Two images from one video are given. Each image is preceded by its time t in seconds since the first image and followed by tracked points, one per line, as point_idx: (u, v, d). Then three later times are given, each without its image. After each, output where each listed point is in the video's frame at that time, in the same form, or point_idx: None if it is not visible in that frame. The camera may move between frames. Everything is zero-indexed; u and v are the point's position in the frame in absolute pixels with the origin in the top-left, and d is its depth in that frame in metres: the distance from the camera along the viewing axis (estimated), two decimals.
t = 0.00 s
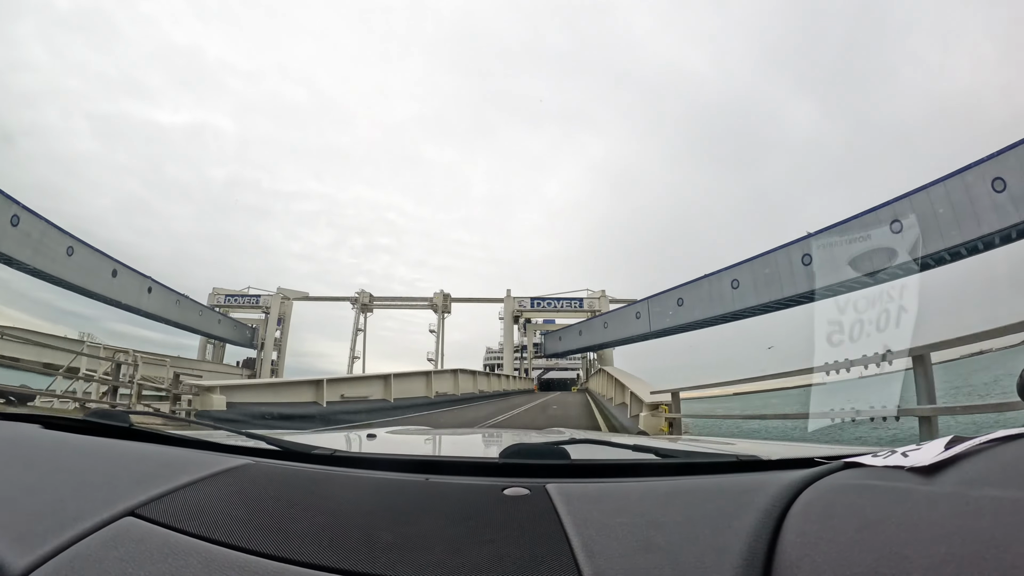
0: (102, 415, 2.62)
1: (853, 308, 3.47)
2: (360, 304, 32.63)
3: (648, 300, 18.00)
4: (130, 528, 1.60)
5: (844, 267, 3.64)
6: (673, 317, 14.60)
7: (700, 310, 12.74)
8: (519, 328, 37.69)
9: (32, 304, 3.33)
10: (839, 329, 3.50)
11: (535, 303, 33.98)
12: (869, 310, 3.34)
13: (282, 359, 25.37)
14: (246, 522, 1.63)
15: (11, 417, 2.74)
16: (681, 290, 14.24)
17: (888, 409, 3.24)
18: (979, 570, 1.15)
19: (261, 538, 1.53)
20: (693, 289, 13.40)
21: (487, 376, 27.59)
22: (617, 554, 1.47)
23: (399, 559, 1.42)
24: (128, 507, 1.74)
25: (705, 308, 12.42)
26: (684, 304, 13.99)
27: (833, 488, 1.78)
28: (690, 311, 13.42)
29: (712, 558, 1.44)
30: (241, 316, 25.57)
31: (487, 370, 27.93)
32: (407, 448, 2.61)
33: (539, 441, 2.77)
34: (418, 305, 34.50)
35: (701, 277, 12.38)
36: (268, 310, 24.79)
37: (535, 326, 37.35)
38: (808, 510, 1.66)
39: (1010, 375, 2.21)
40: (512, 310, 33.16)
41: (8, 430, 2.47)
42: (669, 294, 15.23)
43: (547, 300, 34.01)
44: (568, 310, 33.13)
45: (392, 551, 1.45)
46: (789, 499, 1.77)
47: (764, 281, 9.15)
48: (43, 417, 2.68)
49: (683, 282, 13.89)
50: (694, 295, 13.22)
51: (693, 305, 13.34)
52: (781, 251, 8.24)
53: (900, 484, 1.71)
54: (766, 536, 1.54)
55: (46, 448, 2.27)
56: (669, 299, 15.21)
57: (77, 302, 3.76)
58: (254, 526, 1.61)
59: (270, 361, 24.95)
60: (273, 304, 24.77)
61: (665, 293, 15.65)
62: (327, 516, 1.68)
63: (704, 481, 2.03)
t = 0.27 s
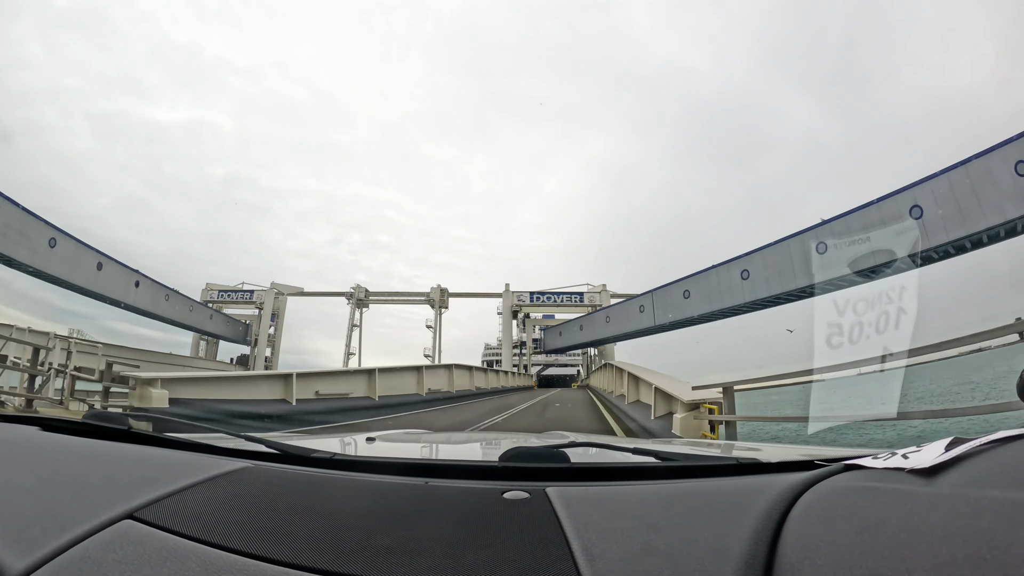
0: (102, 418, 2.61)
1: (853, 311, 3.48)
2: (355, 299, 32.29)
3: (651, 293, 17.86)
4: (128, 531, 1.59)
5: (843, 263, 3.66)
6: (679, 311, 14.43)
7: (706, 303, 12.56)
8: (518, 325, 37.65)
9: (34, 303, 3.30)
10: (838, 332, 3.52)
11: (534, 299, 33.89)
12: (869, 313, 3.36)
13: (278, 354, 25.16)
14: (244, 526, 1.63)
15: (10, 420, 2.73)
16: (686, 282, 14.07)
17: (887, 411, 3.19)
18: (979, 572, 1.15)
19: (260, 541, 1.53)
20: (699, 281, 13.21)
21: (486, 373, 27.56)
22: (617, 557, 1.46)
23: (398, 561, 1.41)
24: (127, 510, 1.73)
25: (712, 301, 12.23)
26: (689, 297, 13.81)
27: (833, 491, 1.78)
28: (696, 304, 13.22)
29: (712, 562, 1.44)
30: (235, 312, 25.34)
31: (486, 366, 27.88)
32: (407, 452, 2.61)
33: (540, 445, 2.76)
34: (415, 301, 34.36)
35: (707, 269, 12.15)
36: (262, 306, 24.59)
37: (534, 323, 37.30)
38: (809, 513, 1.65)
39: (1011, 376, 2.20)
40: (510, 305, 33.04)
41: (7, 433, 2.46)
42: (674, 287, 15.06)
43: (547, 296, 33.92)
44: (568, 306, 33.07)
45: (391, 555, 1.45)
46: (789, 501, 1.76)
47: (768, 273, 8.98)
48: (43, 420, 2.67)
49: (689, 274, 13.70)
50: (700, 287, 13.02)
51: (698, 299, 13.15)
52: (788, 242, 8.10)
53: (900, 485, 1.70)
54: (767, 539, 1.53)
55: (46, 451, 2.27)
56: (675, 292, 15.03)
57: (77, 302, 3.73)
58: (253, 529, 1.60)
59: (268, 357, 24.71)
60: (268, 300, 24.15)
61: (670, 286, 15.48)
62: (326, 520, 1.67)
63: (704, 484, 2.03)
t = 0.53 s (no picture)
0: (103, 424, 2.60)
1: (854, 312, 3.55)
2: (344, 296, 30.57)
3: (653, 287, 17.72)
4: (129, 537, 1.59)
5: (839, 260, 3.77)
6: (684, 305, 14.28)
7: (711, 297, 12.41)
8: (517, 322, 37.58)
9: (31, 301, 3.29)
10: (839, 333, 3.57)
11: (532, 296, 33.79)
12: (869, 314, 3.43)
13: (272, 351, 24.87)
14: (245, 532, 1.62)
15: (11, 425, 2.72)
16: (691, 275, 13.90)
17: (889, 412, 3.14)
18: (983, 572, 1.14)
19: (261, 547, 1.52)
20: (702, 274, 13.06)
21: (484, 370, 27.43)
22: (619, 562, 1.46)
23: (399, 566, 1.41)
24: (128, 516, 1.73)
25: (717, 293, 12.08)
26: (693, 291, 13.68)
27: (836, 493, 1.77)
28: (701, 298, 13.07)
29: (713, 565, 1.43)
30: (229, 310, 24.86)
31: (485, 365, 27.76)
32: (407, 457, 2.59)
33: (541, 449, 2.76)
34: (411, 298, 34.20)
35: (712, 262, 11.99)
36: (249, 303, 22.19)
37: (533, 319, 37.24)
38: (812, 515, 1.65)
39: (1010, 376, 2.19)
40: (507, 302, 32.93)
41: (8, 438, 2.45)
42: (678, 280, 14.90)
43: (546, 293, 33.81)
44: (566, 302, 32.99)
45: (393, 560, 1.44)
46: (791, 503, 1.76)
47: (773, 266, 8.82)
48: (41, 426, 2.66)
49: (693, 268, 13.55)
50: (705, 280, 12.86)
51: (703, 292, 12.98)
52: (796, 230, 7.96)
53: (902, 486, 1.70)
54: (770, 542, 1.53)
55: (47, 456, 2.26)
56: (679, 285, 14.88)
57: (75, 302, 3.73)
58: (254, 535, 1.60)
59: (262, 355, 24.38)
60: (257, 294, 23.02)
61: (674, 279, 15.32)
62: (326, 526, 1.67)
63: (707, 487, 2.02)
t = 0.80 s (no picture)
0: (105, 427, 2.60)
1: (858, 315, 3.41)
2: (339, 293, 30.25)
3: (655, 283, 17.57)
4: (131, 540, 1.58)
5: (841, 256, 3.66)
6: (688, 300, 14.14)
7: (717, 291, 12.26)
8: (516, 320, 37.50)
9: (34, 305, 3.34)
10: (844, 336, 3.44)
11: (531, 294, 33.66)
12: (874, 317, 3.32)
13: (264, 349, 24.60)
14: (247, 536, 1.61)
15: (13, 427, 2.72)
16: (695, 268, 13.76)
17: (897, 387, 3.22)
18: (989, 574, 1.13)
19: (262, 551, 1.51)
20: (708, 268, 12.92)
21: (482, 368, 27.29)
22: (623, 567, 1.45)
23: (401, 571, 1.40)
24: (130, 519, 1.73)
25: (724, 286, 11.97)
26: (699, 285, 13.52)
27: (840, 497, 1.76)
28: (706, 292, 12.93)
29: (716, 570, 1.42)
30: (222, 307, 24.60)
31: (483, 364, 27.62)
32: (409, 462, 2.58)
33: (543, 454, 2.75)
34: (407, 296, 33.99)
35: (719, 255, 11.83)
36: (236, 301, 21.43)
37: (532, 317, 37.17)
38: (817, 520, 1.63)
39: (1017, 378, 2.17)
40: (505, 299, 32.75)
41: (10, 440, 2.45)
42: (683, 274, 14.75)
43: (544, 290, 33.61)
44: (566, 299, 32.90)
45: (396, 565, 1.44)
46: (796, 508, 1.75)
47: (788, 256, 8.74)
48: (43, 428, 2.65)
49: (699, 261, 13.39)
50: (711, 273, 12.73)
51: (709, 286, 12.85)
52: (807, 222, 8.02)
53: (908, 490, 1.69)
54: (774, 546, 1.52)
55: (48, 459, 2.26)
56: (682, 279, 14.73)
57: (71, 301, 3.74)
58: (256, 539, 1.59)
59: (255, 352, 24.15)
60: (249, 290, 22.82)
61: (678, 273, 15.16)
62: (328, 530, 1.66)
63: (710, 492, 2.01)
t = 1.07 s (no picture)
0: (108, 428, 2.61)
1: (862, 318, 3.48)
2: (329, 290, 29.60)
3: (656, 279, 17.47)
4: (134, 542, 1.58)
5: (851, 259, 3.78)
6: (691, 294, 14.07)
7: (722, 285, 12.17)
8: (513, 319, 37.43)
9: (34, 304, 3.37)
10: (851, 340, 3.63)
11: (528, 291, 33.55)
12: (877, 319, 3.36)
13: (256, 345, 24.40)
14: (251, 537, 1.62)
15: (16, 428, 2.72)
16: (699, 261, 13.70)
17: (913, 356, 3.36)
18: None
19: (266, 553, 1.51)
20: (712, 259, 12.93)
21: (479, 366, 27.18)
22: (627, 570, 1.44)
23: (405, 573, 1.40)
24: (133, 521, 1.73)
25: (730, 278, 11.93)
26: (703, 278, 13.42)
27: (845, 500, 1.76)
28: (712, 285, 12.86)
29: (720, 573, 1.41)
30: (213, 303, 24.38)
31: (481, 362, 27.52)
32: (412, 464, 2.58)
33: (547, 456, 2.74)
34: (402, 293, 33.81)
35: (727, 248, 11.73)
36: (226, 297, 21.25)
37: (529, 315, 37.10)
38: (821, 523, 1.63)
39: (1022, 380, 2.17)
40: (500, 296, 32.54)
41: (13, 442, 2.45)
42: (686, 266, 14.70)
43: (540, 287, 33.49)
44: (563, 296, 32.82)
45: (399, 568, 1.44)
46: (801, 511, 1.74)
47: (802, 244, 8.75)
48: (45, 429, 2.65)
49: (703, 254, 13.36)
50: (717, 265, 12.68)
51: (713, 278, 12.81)
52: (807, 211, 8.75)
53: (912, 492, 1.68)
54: (778, 549, 1.51)
55: (51, 460, 2.26)
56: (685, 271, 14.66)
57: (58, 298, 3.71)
58: (260, 541, 1.59)
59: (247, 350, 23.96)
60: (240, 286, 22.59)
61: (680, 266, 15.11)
62: (332, 532, 1.66)
63: (715, 494, 2.01)
